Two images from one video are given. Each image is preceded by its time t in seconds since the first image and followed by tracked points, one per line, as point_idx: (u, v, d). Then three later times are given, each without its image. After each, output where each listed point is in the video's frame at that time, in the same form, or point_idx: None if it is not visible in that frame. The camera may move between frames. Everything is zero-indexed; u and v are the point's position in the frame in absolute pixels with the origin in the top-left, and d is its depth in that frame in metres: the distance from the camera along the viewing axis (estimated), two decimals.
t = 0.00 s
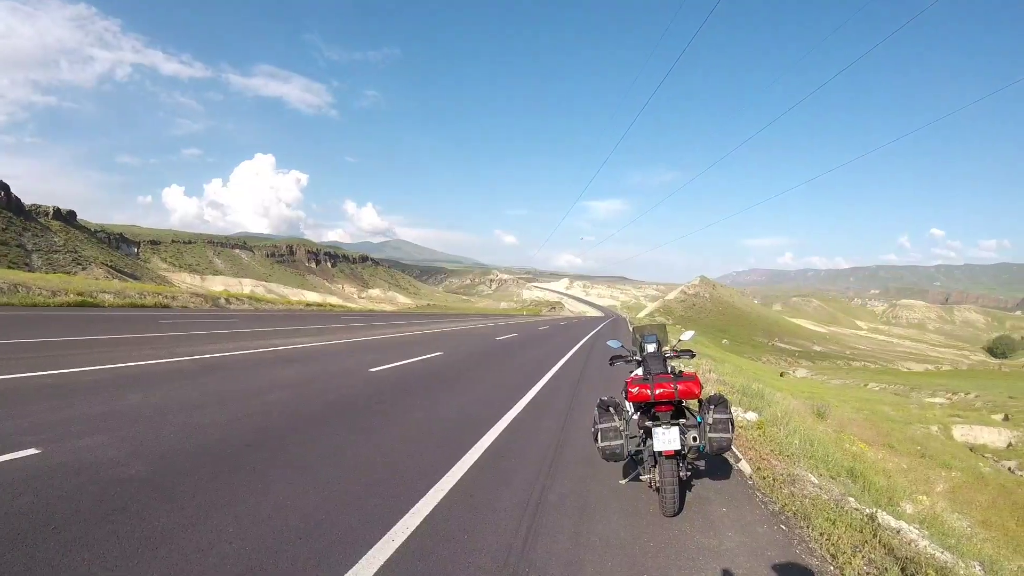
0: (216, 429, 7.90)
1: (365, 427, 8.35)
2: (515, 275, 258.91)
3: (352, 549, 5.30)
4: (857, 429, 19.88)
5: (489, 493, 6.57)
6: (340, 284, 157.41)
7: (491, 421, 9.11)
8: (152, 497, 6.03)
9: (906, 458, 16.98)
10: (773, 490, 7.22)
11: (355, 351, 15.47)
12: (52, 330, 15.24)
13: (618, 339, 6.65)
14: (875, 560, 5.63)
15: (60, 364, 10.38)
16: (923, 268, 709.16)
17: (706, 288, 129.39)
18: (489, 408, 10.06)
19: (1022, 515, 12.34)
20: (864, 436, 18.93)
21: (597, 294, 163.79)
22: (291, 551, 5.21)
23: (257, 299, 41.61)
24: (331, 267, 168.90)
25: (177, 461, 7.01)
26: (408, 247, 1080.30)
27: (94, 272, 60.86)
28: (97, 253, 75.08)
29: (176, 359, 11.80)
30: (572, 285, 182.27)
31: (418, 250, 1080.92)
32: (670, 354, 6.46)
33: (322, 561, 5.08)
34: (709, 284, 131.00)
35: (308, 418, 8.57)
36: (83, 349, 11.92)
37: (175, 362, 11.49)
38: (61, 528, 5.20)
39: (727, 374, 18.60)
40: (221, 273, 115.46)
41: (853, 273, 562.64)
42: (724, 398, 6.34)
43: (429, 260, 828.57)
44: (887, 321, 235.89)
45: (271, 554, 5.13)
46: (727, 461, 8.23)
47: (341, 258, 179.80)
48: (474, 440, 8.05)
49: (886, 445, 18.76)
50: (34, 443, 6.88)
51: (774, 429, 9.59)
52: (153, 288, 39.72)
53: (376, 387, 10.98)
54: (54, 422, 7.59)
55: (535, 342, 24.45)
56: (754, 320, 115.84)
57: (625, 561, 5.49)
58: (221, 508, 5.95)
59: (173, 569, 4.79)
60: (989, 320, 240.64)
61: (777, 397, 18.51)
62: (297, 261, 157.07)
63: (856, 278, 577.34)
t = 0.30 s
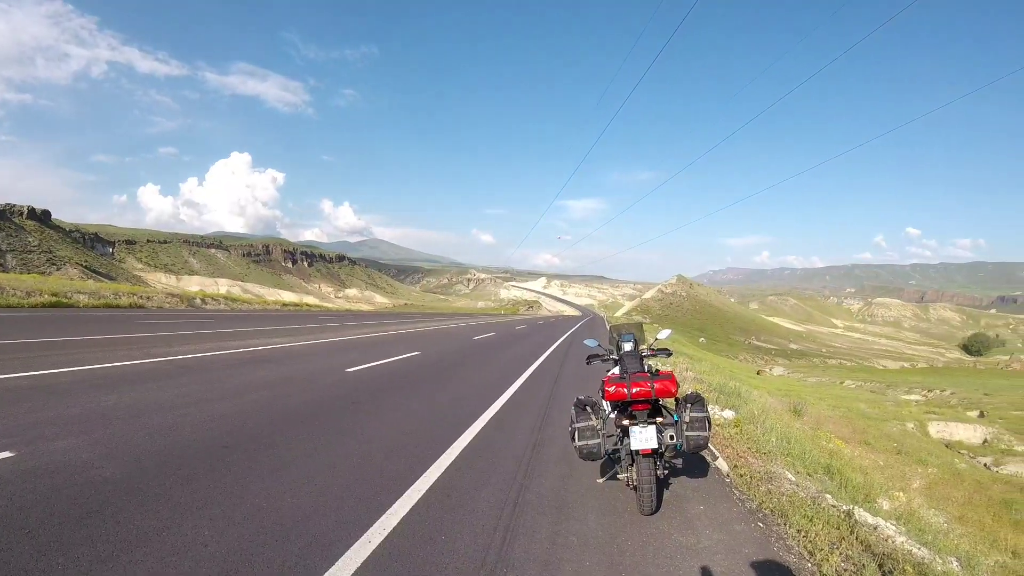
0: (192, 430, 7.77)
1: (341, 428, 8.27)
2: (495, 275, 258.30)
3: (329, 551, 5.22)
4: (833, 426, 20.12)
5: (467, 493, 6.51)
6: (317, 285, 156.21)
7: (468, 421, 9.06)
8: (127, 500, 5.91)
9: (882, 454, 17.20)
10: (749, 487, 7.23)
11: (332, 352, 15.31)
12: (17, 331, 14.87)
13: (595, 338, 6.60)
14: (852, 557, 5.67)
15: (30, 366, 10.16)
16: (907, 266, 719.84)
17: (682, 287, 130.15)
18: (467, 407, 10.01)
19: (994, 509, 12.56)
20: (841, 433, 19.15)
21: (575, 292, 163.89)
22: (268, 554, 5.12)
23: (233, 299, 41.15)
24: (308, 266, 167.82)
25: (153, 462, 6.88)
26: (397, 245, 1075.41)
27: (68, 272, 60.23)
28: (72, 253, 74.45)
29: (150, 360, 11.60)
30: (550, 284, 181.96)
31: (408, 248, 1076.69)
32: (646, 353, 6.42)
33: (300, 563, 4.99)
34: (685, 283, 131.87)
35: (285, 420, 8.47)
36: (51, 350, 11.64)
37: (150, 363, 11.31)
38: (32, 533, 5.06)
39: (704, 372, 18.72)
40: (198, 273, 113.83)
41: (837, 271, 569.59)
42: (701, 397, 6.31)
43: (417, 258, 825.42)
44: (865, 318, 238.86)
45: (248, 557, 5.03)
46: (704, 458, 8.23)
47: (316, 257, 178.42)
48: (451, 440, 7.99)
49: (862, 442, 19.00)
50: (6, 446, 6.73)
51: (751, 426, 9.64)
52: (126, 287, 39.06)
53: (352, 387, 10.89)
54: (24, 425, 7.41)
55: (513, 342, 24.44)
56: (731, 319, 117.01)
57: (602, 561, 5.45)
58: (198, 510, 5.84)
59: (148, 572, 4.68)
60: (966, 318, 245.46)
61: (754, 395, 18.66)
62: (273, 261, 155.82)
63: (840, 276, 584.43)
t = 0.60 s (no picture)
0: (169, 430, 7.66)
1: (318, 427, 8.20)
2: (477, 273, 257.25)
3: (306, 551, 5.14)
4: (812, 425, 20.32)
5: (445, 493, 6.45)
6: (299, 284, 155.13)
7: (447, 420, 9.02)
8: (103, 499, 5.79)
9: (860, 453, 17.36)
10: (727, 486, 7.25)
11: (311, 350, 15.20)
12: None
13: (574, 336, 6.55)
14: (830, 556, 5.70)
15: None
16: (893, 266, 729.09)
17: (662, 285, 130.75)
18: (445, 406, 9.98)
19: (969, 507, 12.73)
20: (819, 432, 19.35)
21: (553, 292, 163.77)
22: (245, 554, 5.04)
23: (211, 297, 40.76)
24: (285, 263, 166.60)
25: (129, 461, 6.76)
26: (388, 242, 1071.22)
27: (45, 269, 60.28)
28: (50, 250, 74.05)
29: (127, 358, 11.45)
30: (529, 283, 181.43)
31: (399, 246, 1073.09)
32: (625, 351, 6.38)
33: (277, 564, 4.91)
34: (666, 282, 132.63)
35: (262, 419, 8.37)
36: (22, 348, 11.41)
37: (128, 362, 11.16)
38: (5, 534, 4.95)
39: (683, 371, 18.83)
40: (176, 270, 112.39)
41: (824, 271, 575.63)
42: (679, 396, 6.29)
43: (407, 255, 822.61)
44: (846, 319, 241.35)
45: (224, 557, 4.95)
46: (683, 457, 8.24)
47: (297, 255, 177.23)
48: (429, 440, 7.93)
49: (841, 440, 19.21)
50: None
51: (729, 425, 9.68)
52: (100, 284, 38.52)
53: (331, 386, 10.81)
54: None
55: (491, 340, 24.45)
56: (710, 318, 118.04)
57: (580, 561, 5.41)
58: (174, 510, 5.74)
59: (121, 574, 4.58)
60: (942, 319, 249.90)
61: (732, 394, 18.80)
62: (251, 258, 154.27)
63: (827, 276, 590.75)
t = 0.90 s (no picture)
0: (148, 431, 7.56)
1: (299, 427, 8.14)
2: (465, 272, 256.78)
3: (287, 552, 5.08)
4: (793, 422, 20.52)
5: (427, 492, 6.40)
6: (283, 283, 154.03)
7: (428, 419, 9.00)
8: (81, 501, 5.69)
9: (840, 450, 17.56)
10: (709, 484, 7.26)
11: (293, 349, 15.08)
12: None
13: (555, 335, 6.53)
14: (812, 552, 5.73)
15: None
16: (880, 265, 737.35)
17: (644, 283, 131.32)
18: (427, 405, 9.97)
19: (947, 502, 12.92)
20: (800, 429, 19.51)
21: (534, 292, 163.69)
22: (225, 555, 4.97)
23: (191, 295, 40.27)
24: (267, 262, 165.39)
25: (107, 462, 6.66)
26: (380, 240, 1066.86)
27: (23, 268, 59.46)
28: (27, 248, 72.81)
29: (106, 358, 11.29)
30: (512, 280, 181.36)
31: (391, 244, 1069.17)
32: (606, 350, 6.36)
33: (258, 564, 4.85)
34: (648, 280, 133.43)
35: (243, 419, 8.28)
36: None
37: (107, 362, 11.02)
38: None
39: (665, 369, 18.91)
40: (156, 268, 110.87)
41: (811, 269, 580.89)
42: (660, 394, 6.30)
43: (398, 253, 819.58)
44: (829, 317, 243.91)
45: (204, 558, 4.89)
46: (666, 455, 8.25)
47: (279, 253, 175.74)
48: (411, 439, 7.90)
49: (822, 437, 19.39)
50: None
51: (710, 423, 9.71)
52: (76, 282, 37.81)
53: (313, 385, 10.75)
54: None
55: (473, 339, 24.47)
56: (692, 316, 118.92)
57: (562, 560, 5.38)
58: (152, 511, 5.65)
59: None
60: (923, 317, 253.72)
61: (714, 392, 18.94)
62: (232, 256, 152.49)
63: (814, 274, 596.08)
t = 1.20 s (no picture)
0: (126, 432, 7.47)
1: (280, 427, 8.11)
2: (452, 271, 256.60)
3: (268, 554, 5.01)
4: (776, 419, 20.69)
5: (408, 492, 6.37)
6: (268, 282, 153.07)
7: (409, 418, 9.00)
8: (59, 504, 5.60)
9: (823, 446, 17.70)
10: (692, 481, 7.27)
11: (274, 349, 15.00)
12: None
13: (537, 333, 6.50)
14: (795, 549, 5.74)
15: None
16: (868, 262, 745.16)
17: (626, 280, 131.93)
18: (409, 404, 9.95)
19: (927, 497, 13.06)
20: (782, 426, 19.66)
21: (517, 289, 164.38)
22: (204, 558, 4.90)
23: (172, 295, 39.88)
24: (247, 260, 163.44)
25: (85, 464, 6.55)
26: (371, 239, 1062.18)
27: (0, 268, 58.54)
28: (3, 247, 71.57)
29: (84, 359, 11.14)
30: (493, 279, 181.34)
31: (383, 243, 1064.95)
32: (588, 348, 6.33)
33: (238, 567, 4.79)
34: (630, 279, 134.28)
35: (223, 420, 8.21)
36: None
37: (86, 363, 10.88)
38: None
39: (647, 367, 18.97)
40: (136, 268, 109.45)
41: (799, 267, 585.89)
42: (642, 392, 6.27)
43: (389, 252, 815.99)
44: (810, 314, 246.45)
45: (183, 562, 4.80)
46: (647, 453, 8.26)
47: (259, 252, 174.22)
48: (392, 439, 7.86)
49: (804, 434, 19.55)
50: None
51: (692, 421, 9.74)
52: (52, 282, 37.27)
53: (293, 385, 10.69)
54: None
55: (455, 337, 24.46)
56: (674, 313, 119.70)
57: (545, 559, 5.33)
58: (131, 514, 5.57)
59: None
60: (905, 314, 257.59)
61: (697, 389, 19.04)
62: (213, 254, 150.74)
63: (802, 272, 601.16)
